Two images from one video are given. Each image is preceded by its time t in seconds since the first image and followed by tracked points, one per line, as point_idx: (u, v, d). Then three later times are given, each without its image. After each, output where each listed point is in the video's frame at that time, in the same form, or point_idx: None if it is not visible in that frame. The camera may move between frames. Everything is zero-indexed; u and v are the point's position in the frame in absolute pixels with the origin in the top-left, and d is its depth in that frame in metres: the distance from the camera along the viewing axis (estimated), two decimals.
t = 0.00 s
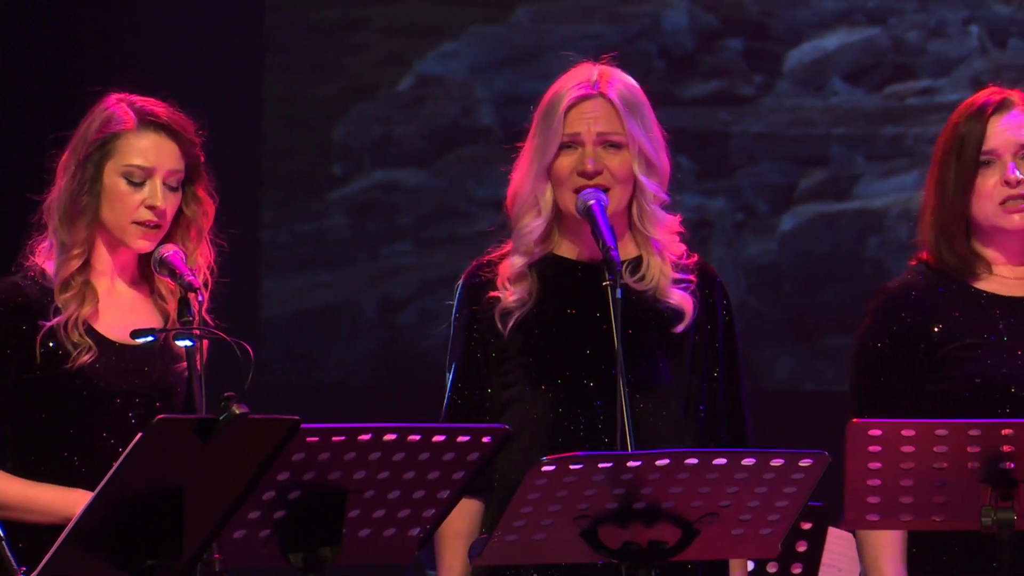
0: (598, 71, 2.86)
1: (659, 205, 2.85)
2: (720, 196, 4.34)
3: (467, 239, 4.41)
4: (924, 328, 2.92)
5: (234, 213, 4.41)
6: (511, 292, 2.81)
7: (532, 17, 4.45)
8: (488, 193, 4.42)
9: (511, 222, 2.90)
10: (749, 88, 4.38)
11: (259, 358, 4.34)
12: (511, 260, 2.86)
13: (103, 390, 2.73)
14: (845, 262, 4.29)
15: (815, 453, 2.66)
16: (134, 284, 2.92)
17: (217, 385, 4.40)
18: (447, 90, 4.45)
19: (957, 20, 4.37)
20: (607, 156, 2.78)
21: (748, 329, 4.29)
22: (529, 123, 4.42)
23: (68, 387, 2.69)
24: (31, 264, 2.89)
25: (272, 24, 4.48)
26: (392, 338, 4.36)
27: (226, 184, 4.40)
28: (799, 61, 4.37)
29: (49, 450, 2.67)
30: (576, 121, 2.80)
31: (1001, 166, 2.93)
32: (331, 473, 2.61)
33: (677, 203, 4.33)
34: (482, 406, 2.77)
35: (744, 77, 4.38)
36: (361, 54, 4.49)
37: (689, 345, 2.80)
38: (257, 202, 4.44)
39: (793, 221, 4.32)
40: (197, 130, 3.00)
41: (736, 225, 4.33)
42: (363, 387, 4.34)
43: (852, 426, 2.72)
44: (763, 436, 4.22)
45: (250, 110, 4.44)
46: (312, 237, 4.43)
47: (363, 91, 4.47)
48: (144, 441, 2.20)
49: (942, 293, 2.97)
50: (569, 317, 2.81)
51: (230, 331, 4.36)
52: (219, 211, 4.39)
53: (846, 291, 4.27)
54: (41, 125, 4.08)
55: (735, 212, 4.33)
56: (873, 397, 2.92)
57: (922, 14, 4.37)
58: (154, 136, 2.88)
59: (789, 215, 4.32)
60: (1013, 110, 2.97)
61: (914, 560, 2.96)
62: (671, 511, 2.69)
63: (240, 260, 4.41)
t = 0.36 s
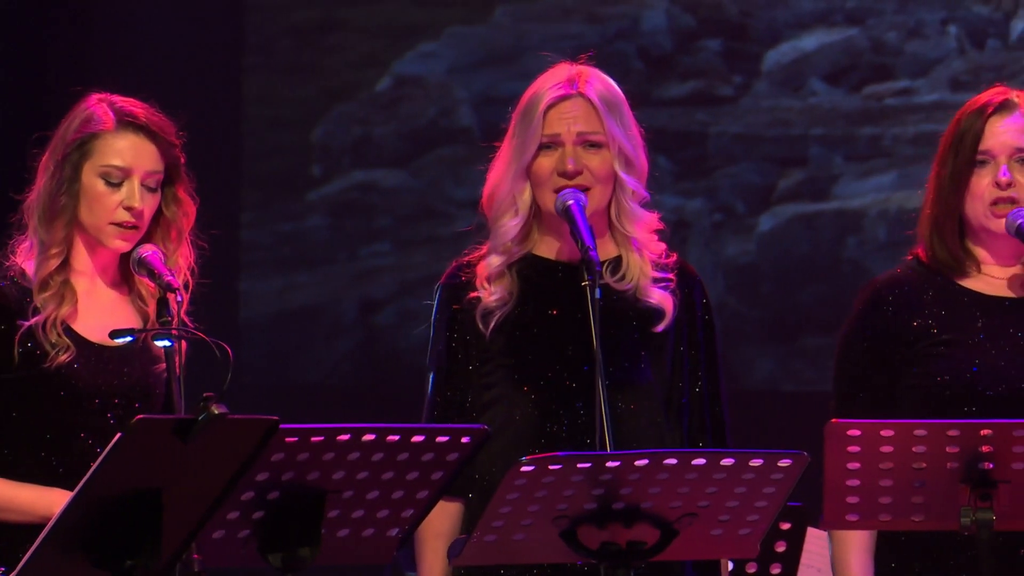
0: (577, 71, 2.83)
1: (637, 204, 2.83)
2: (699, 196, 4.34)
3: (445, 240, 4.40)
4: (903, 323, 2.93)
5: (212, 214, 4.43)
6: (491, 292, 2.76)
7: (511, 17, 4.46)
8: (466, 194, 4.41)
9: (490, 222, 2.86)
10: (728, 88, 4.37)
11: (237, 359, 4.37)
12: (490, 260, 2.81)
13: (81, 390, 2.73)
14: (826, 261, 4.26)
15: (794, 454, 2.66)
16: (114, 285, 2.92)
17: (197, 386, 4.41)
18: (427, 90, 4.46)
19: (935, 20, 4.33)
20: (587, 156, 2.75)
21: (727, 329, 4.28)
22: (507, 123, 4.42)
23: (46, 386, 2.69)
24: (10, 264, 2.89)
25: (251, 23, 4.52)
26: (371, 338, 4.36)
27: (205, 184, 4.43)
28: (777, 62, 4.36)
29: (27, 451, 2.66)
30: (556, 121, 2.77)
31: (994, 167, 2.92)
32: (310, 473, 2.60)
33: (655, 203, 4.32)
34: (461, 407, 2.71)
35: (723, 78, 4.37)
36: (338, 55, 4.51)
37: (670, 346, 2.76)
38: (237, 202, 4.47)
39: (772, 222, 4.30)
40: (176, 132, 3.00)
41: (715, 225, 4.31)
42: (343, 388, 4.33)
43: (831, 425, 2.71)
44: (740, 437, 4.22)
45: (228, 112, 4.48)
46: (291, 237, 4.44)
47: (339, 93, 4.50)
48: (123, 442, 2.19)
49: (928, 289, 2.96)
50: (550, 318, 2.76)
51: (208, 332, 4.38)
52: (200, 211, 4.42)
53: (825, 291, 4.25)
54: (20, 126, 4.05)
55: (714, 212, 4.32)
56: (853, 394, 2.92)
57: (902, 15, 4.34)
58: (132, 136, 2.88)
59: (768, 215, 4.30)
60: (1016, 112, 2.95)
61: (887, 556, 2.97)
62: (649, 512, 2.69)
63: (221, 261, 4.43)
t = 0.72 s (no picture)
0: (550, 73, 2.80)
1: (611, 205, 2.80)
2: (673, 196, 4.34)
3: (418, 241, 4.39)
4: (881, 323, 2.94)
5: (185, 215, 4.44)
6: (465, 294, 2.72)
7: (485, 18, 4.42)
8: (441, 194, 4.39)
9: (463, 223, 2.82)
10: (701, 89, 4.36)
11: (212, 359, 4.37)
12: (465, 262, 2.76)
13: (56, 391, 2.72)
14: (799, 261, 4.27)
15: (767, 455, 2.67)
16: (89, 287, 2.91)
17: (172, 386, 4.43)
18: (401, 91, 4.43)
19: (909, 21, 4.30)
20: (562, 158, 2.73)
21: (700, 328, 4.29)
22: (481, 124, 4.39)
23: (20, 388, 2.69)
24: None
25: (224, 23, 4.48)
26: (345, 338, 4.36)
27: (179, 185, 4.42)
28: (751, 63, 4.34)
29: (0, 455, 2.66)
30: (530, 123, 2.74)
31: (977, 170, 2.89)
32: (284, 474, 2.57)
33: (628, 203, 4.32)
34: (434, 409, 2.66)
35: (696, 78, 4.36)
36: (314, 55, 4.46)
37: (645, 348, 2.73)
38: (211, 203, 4.45)
39: (745, 222, 4.31)
40: (150, 132, 3.00)
41: (688, 225, 4.32)
42: (317, 387, 4.34)
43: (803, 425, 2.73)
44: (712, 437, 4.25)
45: (201, 113, 4.45)
46: (266, 237, 4.43)
47: (316, 92, 4.45)
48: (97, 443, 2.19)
49: (909, 289, 2.97)
50: (525, 319, 2.73)
51: (181, 332, 4.39)
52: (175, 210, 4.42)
53: (799, 291, 4.26)
54: None
55: (687, 212, 4.32)
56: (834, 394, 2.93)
57: (875, 16, 4.31)
58: (105, 136, 2.87)
59: (740, 215, 4.31)
60: (1006, 116, 2.90)
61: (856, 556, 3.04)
62: (623, 513, 2.69)
63: (191, 261, 4.44)
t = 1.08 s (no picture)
0: (523, 74, 2.78)
1: (583, 207, 2.77)
2: (642, 197, 4.27)
3: (388, 241, 4.34)
4: (858, 325, 2.92)
5: (154, 215, 4.38)
6: (435, 295, 2.70)
7: (455, 18, 4.36)
8: (410, 194, 4.34)
9: (435, 223, 2.80)
10: (671, 90, 4.30)
11: (181, 359, 4.33)
12: (436, 263, 2.75)
13: (28, 392, 2.73)
14: (768, 261, 4.21)
15: (737, 455, 2.66)
16: (58, 288, 2.90)
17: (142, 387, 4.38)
18: (370, 92, 4.38)
19: (878, 21, 4.23)
20: (532, 159, 2.70)
21: (670, 330, 4.24)
22: (451, 125, 4.33)
23: None
24: None
25: (195, 23, 4.44)
26: (314, 338, 4.31)
27: (148, 186, 4.37)
28: (720, 63, 4.28)
29: None
30: (502, 124, 2.72)
31: (950, 169, 2.87)
32: (254, 475, 2.46)
33: (598, 204, 4.26)
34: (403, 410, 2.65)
35: (666, 79, 4.30)
36: (283, 55, 4.41)
37: (614, 350, 2.72)
38: (181, 203, 4.40)
39: (714, 223, 4.25)
40: (120, 132, 3.00)
41: (658, 226, 4.26)
42: (286, 387, 4.30)
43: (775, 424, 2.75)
44: (684, 440, 4.19)
45: (170, 112, 4.41)
46: (235, 238, 4.38)
47: (285, 92, 4.40)
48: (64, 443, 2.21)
49: (886, 292, 2.94)
50: (495, 322, 2.71)
51: (151, 332, 4.34)
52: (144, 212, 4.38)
53: (769, 292, 4.20)
54: None
55: (657, 213, 4.27)
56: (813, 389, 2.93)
57: (844, 17, 4.25)
58: (75, 137, 2.87)
59: (711, 216, 4.25)
60: (977, 114, 2.89)
61: (836, 556, 2.99)
62: (592, 514, 2.68)
63: (164, 260, 4.39)
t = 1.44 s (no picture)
0: (487, 72, 2.82)
1: (548, 204, 2.81)
2: (612, 198, 4.24)
3: (358, 242, 4.29)
4: (837, 326, 2.89)
5: (124, 216, 4.34)
6: (403, 292, 2.70)
7: (424, 18, 4.33)
8: (380, 194, 4.29)
9: (400, 221, 2.81)
10: (641, 90, 4.27)
11: (150, 360, 4.27)
12: (402, 261, 2.75)
13: None
14: (741, 260, 4.17)
15: (707, 455, 2.65)
16: (30, 288, 2.93)
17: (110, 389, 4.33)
18: (339, 92, 4.34)
19: (848, 22, 4.24)
20: (497, 155, 2.75)
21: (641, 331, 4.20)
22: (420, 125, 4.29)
23: None
24: None
25: (164, 25, 4.39)
26: (283, 339, 4.25)
27: (118, 185, 4.34)
28: (690, 63, 4.25)
29: None
30: (467, 120, 2.76)
31: (923, 170, 2.86)
32: (224, 475, 2.46)
33: (568, 204, 4.22)
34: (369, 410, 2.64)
35: (636, 79, 4.27)
36: (252, 57, 4.38)
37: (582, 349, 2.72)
38: (151, 203, 4.35)
39: (684, 224, 4.21)
40: (90, 132, 3.00)
41: (627, 227, 4.22)
42: (255, 389, 4.24)
43: (745, 425, 2.76)
44: (656, 442, 4.13)
45: (140, 112, 4.37)
46: (203, 238, 4.32)
47: (253, 93, 4.37)
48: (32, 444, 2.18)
49: (864, 295, 2.91)
50: (462, 320, 2.71)
51: (120, 332, 4.29)
52: (115, 212, 4.34)
53: (743, 293, 4.16)
54: None
55: (627, 214, 4.23)
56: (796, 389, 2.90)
57: (814, 17, 4.25)
58: (45, 137, 2.87)
59: (679, 217, 4.21)
60: (948, 115, 2.89)
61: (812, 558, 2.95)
62: (562, 514, 2.67)
63: (134, 261, 4.34)
